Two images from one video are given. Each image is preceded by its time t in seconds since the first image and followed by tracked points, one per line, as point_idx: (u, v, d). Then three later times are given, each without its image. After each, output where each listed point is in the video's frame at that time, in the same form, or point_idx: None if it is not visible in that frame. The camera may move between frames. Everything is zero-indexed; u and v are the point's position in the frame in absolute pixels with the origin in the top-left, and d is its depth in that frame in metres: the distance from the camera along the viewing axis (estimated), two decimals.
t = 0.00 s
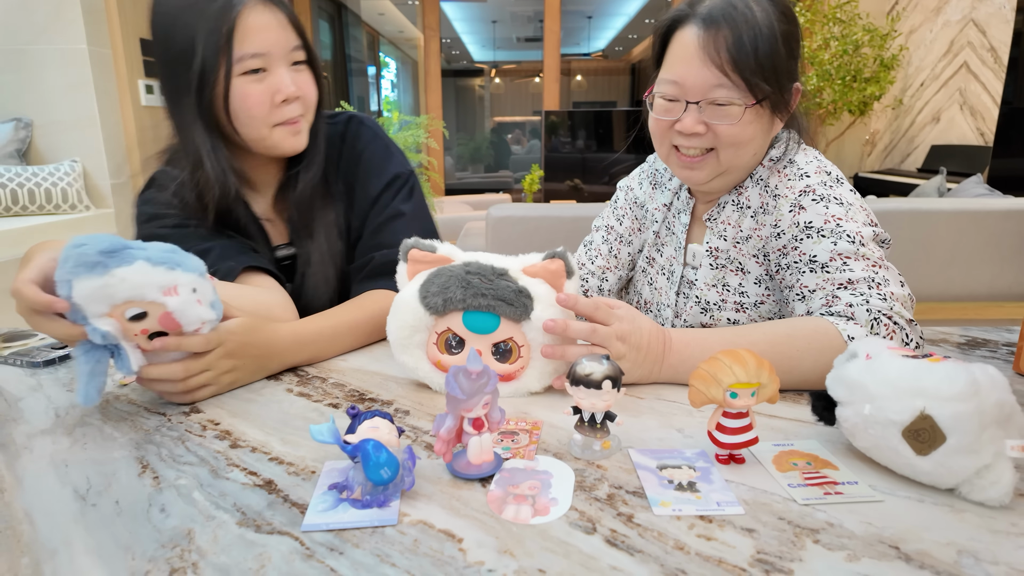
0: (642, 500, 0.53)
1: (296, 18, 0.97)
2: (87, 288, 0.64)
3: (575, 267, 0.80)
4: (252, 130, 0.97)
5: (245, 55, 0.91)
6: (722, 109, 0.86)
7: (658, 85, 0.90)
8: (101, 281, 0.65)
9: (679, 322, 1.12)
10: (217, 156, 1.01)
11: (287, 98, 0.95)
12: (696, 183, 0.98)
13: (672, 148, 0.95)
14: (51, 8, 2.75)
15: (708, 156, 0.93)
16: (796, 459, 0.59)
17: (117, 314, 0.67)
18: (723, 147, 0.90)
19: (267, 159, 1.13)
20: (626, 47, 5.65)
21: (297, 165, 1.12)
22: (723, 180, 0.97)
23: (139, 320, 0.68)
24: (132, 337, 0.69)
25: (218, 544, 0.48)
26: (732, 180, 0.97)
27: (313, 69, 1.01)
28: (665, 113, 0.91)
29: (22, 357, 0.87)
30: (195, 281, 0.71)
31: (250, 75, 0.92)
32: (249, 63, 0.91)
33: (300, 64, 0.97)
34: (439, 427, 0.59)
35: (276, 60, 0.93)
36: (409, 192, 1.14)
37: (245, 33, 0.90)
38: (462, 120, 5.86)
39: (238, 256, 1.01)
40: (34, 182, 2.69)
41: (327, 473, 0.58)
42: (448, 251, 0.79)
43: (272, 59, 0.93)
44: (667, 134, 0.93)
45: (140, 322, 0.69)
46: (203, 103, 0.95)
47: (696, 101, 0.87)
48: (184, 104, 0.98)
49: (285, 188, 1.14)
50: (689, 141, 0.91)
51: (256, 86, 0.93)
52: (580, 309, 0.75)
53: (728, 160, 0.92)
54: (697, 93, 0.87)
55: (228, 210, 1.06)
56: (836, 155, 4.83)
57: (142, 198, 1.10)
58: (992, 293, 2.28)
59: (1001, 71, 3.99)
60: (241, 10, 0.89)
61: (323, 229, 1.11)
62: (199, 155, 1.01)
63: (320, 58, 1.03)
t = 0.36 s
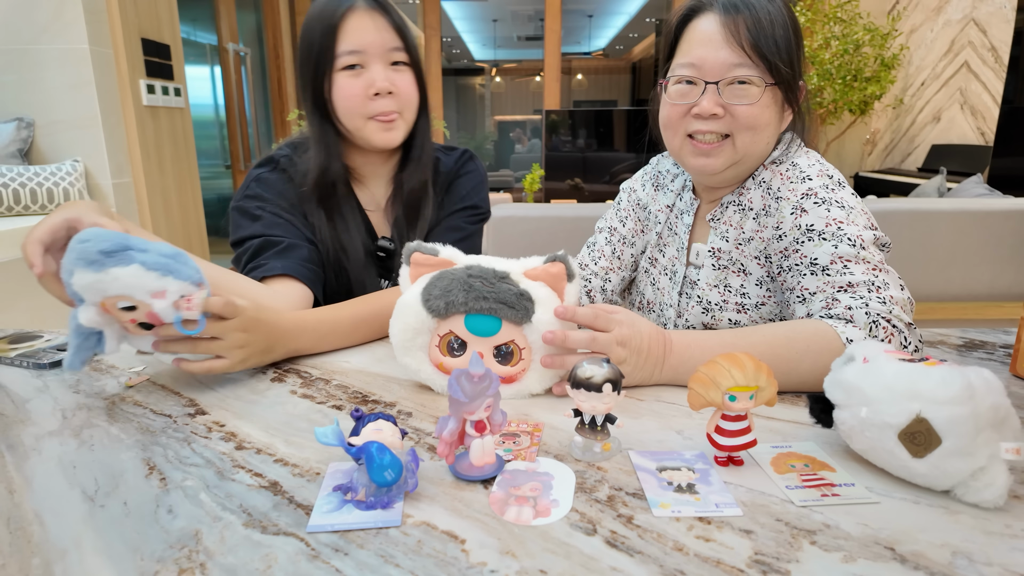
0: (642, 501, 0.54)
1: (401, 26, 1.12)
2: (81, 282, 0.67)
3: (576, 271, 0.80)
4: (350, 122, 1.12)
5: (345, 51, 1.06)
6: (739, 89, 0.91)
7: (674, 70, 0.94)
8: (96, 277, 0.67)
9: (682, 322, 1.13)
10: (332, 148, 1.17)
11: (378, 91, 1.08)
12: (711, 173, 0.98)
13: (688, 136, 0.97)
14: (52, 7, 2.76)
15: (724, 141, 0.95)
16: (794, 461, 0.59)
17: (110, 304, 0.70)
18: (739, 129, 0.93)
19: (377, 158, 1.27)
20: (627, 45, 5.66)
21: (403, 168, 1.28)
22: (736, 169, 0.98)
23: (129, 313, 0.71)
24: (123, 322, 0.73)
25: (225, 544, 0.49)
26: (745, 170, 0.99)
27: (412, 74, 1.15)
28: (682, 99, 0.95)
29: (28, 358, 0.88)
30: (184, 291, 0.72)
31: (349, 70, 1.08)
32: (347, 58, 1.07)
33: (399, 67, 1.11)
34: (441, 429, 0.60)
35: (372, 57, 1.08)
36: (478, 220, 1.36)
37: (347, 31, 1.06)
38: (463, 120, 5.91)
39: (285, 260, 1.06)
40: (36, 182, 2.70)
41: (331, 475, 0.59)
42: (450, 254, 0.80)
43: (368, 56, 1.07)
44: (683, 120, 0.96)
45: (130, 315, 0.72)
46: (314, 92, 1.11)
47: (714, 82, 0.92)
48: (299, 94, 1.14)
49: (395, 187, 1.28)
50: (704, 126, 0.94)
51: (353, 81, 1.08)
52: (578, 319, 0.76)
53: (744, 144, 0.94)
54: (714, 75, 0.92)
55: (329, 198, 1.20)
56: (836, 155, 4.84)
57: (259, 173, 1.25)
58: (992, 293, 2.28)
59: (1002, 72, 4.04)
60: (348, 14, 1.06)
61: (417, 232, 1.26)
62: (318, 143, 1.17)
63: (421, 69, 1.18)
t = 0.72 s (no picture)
0: (639, 505, 0.55)
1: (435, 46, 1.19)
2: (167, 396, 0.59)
3: (576, 277, 0.82)
4: (376, 131, 1.14)
5: (388, 64, 1.11)
6: (739, 98, 0.92)
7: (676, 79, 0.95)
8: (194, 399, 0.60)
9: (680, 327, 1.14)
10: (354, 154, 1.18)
11: (414, 107, 1.12)
12: (711, 181, 1.00)
13: (689, 146, 0.98)
14: (54, 11, 2.78)
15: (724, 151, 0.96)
16: (789, 466, 0.61)
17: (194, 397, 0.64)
18: (739, 137, 0.94)
19: (388, 176, 1.32)
20: (628, 46, 5.67)
21: (418, 185, 1.33)
22: (737, 177, 0.99)
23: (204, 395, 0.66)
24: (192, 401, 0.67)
25: (233, 548, 0.50)
26: (743, 178, 1.00)
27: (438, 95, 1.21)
28: (683, 107, 0.96)
29: (36, 363, 0.90)
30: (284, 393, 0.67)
31: (390, 83, 1.12)
32: (389, 71, 1.11)
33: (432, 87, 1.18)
34: (443, 435, 0.61)
35: (412, 73, 1.13)
36: (477, 226, 1.36)
37: (392, 45, 1.11)
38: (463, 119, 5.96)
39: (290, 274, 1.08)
40: (38, 184, 2.72)
41: (335, 479, 0.60)
42: (452, 261, 0.81)
43: (409, 72, 1.13)
44: (684, 130, 0.96)
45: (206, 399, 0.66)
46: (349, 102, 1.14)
47: (716, 91, 0.93)
48: (331, 101, 1.16)
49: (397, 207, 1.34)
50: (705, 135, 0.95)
51: (391, 93, 1.11)
52: (576, 332, 0.77)
53: (743, 153, 0.95)
54: (716, 84, 0.93)
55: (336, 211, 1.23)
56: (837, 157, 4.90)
57: (253, 182, 1.25)
58: (991, 295, 2.29)
59: (1001, 74, 3.98)
60: (395, 28, 1.11)
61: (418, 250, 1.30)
62: (336, 151, 1.18)
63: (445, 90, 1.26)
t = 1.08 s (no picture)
0: (638, 507, 0.55)
1: (416, 73, 1.19)
2: (192, 306, 0.65)
3: (575, 281, 0.82)
4: (373, 170, 1.17)
5: (380, 104, 1.11)
6: (767, 87, 0.98)
7: (708, 65, 1.00)
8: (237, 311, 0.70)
9: (679, 322, 1.16)
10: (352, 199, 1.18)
11: (405, 143, 1.15)
12: (729, 170, 1.05)
13: (715, 134, 1.01)
14: (57, 14, 2.80)
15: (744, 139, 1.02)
16: (786, 468, 0.61)
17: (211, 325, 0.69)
18: (760, 126, 1.00)
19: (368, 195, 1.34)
20: (628, 47, 5.67)
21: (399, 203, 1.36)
22: (753, 166, 1.06)
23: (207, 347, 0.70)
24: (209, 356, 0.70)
25: (235, 549, 0.51)
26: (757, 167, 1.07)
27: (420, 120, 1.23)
28: (713, 92, 1.00)
29: (39, 365, 0.90)
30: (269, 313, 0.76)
31: (379, 122, 1.13)
32: (380, 111, 1.12)
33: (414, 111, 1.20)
34: (443, 437, 0.62)
35: (400, 109, 1.14)
36: (462, 220, 1.38)
37: (382, 84, 1.10)
38: (464, 120, 5.91)
39: (283, 279, 1.12)
40: (40, 186, 2.72)
41: (336, 481, 0.61)
42: (453, 264, 0.82)
43: (397, 108, 1.14)
44: (712, 116, 1.00)
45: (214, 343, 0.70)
46: (340, 144, 1.13)
47: (744, 79, 0.98)
48: (319, 143, 1.14)
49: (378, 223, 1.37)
50: (733, 120, 0.99)
51: (383, 132, 1.14)
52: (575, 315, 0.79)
53: (762, 142, 1.01)
54: (746, 72, 0.99)
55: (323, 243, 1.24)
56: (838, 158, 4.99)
57: (234, 199, 1.30)
58: (990, 296, 2.30)
59: (1002, 75, 4.02)
60: (383, 66, 1.10)
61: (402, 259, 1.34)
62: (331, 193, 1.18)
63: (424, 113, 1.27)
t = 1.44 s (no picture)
0: (639, 508, 0.55)
1: (399, 74, 1.19)
2: (188, 293, 0.66)
3: (576, 281, 0.82)
4: (358, 173, 1.16)
5: (359, 108, 1.11)
6: (757, 81, 1.00)
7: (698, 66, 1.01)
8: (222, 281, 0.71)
9: (692, 312, 1.17)
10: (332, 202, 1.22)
11: (389, 145, 1.14)
12: (726, 167, 1.07)
13: (710, 133, 1.04)
14: (58, 15, 2.80)
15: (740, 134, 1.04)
16: (788, 469, 0.61)
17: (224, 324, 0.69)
18: (754, 120, 1.02)
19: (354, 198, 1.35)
20: (629, 48, 5.66)
21: (387, 206, 1.36)
22: (750, 161, 1.09)
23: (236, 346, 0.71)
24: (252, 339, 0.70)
25: (236, 550, 0.51)
26: (755, 160, 1.09)
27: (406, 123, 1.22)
28: (704, 91, 1.02)
29: (40, 365, 0.90)
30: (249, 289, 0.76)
31: (359, 125, 1.13)
32: (360, 115, 1.12)
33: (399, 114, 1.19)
34: (444, 437, 0.61)
35: (382, 112, 1.14)
36: (455, 219, 1.38)
37: (361, 88, 1.10)
38: (465, 122, 5.89)
39: (275, 279, 1.12)
40: (41, 187, 2.72)
41: (337, 482, 0.60)
42: (454, 264, 0.82)
43: (378, 112, 1.13)
44: (706, 114, 1.02)
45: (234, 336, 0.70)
46: (318, 148, 1.15)
47: (734, 74, 1.00)
48: (301, 147, 1.17)
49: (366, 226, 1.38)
50: (727, 119, 1.01)
51: (364, 135, 1.13)
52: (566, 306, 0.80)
53: (757, 135, 1.04)
54: (735, 67, 1.00)
55: (304, 249, 1.25)
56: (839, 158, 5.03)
57: (221, 203, 1.30)
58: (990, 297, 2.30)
59: (1003, 75, 3.97)
60: (362, 68, 1.10)
61: (394, 261, 1.35)
62: (314, 199, 1.20)
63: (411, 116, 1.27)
